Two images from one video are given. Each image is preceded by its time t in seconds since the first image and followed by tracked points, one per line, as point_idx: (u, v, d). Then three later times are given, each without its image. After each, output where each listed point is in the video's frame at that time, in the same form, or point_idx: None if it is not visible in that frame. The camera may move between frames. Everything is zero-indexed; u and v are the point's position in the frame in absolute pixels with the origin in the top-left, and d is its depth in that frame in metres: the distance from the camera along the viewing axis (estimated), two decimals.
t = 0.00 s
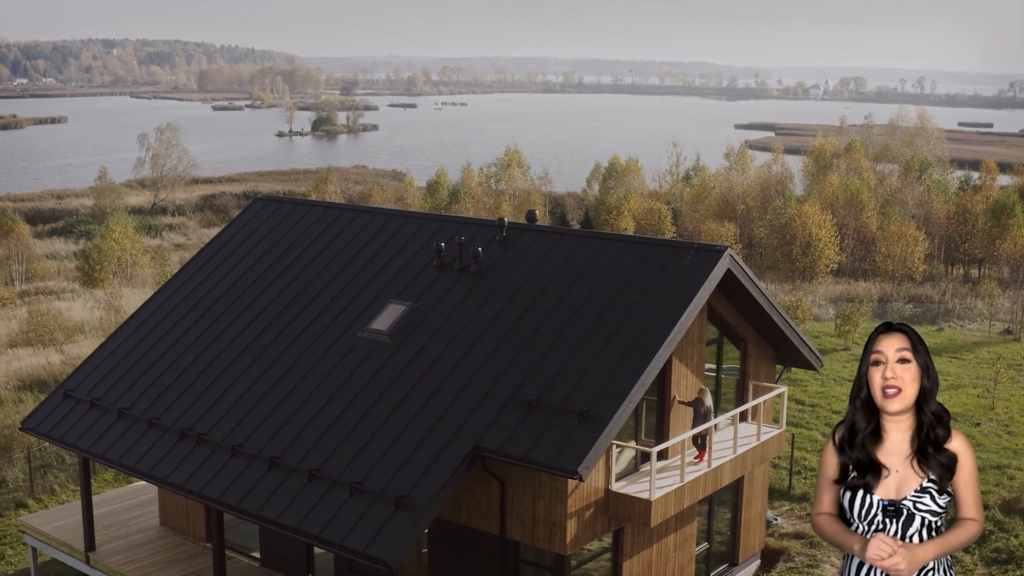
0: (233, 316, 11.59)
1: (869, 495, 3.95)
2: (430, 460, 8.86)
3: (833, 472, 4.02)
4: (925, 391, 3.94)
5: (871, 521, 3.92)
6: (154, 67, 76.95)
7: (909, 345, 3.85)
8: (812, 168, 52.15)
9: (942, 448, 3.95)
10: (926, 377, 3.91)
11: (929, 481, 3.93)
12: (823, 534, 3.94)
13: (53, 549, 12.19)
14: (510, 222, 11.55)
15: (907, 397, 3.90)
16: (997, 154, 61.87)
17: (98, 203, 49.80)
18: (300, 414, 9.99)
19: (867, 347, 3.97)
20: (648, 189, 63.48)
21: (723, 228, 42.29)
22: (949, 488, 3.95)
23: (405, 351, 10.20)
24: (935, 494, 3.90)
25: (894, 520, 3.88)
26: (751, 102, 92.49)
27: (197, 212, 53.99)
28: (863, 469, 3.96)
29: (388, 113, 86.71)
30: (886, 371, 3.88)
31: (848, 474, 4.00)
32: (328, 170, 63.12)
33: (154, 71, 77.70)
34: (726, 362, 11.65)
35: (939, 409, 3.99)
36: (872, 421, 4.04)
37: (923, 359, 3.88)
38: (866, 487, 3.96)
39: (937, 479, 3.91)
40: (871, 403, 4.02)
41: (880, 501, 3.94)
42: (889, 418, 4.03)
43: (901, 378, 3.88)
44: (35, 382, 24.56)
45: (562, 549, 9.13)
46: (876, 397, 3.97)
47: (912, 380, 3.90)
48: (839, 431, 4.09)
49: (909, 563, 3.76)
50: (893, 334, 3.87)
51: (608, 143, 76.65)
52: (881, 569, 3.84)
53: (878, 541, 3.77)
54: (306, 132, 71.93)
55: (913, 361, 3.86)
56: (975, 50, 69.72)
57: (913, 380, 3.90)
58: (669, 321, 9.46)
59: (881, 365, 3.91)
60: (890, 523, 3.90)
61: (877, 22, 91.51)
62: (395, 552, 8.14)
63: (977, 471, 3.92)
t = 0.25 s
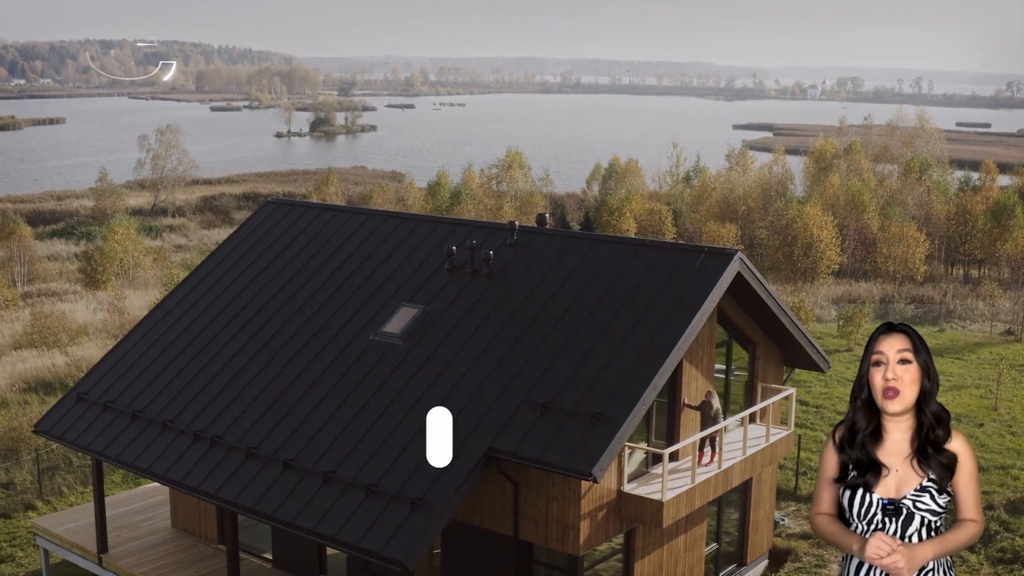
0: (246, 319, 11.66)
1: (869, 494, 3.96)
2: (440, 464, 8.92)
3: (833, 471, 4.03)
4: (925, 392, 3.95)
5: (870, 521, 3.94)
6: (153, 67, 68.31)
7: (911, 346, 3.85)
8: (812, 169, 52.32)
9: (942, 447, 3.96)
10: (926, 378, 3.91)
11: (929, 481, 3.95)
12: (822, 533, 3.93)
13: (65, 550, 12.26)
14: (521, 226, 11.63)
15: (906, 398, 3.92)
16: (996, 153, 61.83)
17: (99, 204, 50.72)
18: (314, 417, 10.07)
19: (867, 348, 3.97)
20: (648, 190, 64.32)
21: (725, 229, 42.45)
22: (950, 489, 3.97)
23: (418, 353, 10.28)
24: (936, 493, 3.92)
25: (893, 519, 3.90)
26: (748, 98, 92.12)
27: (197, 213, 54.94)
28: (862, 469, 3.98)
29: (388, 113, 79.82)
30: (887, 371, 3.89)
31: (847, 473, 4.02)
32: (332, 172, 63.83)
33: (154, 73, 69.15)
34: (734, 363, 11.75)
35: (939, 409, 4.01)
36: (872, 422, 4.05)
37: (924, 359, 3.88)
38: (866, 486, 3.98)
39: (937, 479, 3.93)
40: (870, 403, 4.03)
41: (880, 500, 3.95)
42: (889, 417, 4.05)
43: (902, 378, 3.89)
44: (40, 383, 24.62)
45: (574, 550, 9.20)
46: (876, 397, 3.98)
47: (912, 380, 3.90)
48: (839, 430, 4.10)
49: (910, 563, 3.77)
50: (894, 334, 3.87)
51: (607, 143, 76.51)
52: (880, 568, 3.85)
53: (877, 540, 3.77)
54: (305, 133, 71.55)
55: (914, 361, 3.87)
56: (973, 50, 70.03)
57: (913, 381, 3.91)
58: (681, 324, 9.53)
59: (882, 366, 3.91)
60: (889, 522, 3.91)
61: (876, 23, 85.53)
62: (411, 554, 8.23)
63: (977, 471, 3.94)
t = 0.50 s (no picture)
0: (256, 322, 11.72)
1: (870, 493, 4.20)
2: (452, 464, 8.92)
3: (833, 471, 4.27)
4: (925, 392, 4.15)
5: (871, 519, 4.17)
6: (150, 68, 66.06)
7: (910, 346, 4.05)
8: (813, 170, 52.39)
9: (942, 447, 4.17)
10: (926, 378, 4.12)
11: (930, 480, 4.16)
12: (824, 533, 4.18)
13: (76, 552, 12.31)
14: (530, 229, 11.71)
15: (907, 399, 4.12)
16: (995, 152, 61.84)
17: (99, 206, 51.23)
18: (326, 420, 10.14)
19: (868, 349, 4.18)
20: (649, 190, 64.62)
21: (726, 231, 42.43)
22: (950, 488, 4.18)
23: (429, 355, 10.35)
24: (936, 492, 4.14)
25: (893, 518, 4.14)
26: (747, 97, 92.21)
27: (197, 214, 55.26)
28: (863, 468, 4.20)
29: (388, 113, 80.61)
30: (886, 371, 4.10)
31: (847, 472, 4.25)
32: (335, 174, 64.49)
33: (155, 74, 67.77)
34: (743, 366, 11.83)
35: (939, 410, 4.21)
36: (872, 423, 4.27)
37: (924, 360, 4.08)
38: (867, 485, 4.20)
39: (937, 478, 4.15)
40: (871, 404, 4.25)
41: (880, 499, 4.19)
42: (890, 418, 4.26)
43: (902, 379, 4.09)
44: (44, 386, 24.55)
45: (587, 551, 9.29)
46: (877, 398, 4.19)
47: (912, 382, 4.10)
48: (841, 430, 4.32)
49: (911, 561, 4.00)
50: (895, 337, 4.07)
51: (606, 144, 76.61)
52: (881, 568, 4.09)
53: (878, 540, 4.01)
54: (303, 133, 71.66)
55: (914, 362, 4.07)
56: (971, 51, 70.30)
57: (914, 382, 4.11)
58: (692, 327, 9.61)
59: (882, 367, 4.12)
60: (890, 522, 4.15)
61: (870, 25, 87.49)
62: (426, 555, 8.36)
63: (976, 471, 4.15)
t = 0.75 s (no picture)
0: (267, 325, 11.79)
1: (870, 493, 4.10)
2: (470, 464, 9.02)
3: (833, 470, 4.16)
4: (922, 392, 4.06)
5: (872, 520, 4.08)
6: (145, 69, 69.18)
7: (907, 346, 3.97)
8: (814, 171, 52.41)
9: (941, 447, 4.08)
10: (924, 378, 4.03)
11: (928, 480, 4.09)
12: (824, 533, 4.05)
13: (89, 553, 12.36)
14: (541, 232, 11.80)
15: (905, 398, 4.02)
16: (994, 152, 61.98)
17: (100, 207, 50.46)
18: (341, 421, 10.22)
19: (866, 348, 4.09)
20: (648, 190, 64.56)
21: (727, 231, 42.53)
22: (949, 487, 4.11)
23: (442, 357, 10.43)
24: (937, 491, 4.06)
25: (894, 517, 4.05)
26: (743, 96, 92.60)
27: (197, 215, 55.21)
28: (864, 467, 4.11)
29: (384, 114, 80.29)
30: (883, 371, 4.01)
31: (848, 471, 4.15)
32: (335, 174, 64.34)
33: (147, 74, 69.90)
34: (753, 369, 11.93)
35: (937, 409, 4.12)
36: (871, 420, 4.18)
37: (921, 360, 3.99)
38: (867, 484, 4.11)
39: (937, 477, 4.07)
40: (867, 403, 4.16)
41: (880, 499, 4.09)
42: (889, 417, 4.17)
43: (897, 378, 4.00)
44: (50, 387, 24.60)
45: (601, 550, 9.37)
46: (874, 397, 4.10)
47: (909, 381, 4.01)
48: (840, 428, 4.22)
49: (914, 562, 3.92)
50: (892, 335, 3.99)
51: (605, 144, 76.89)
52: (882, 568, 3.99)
53: (879, 540, 3.90)
54: (301, 134, 71.50)
55: (909, 362, 3.98)
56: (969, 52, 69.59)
57: (911, 382, 4.01)
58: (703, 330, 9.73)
59: (879, 367, 4.03)
60: (891, 522, 4.06)
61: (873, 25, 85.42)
62: (443, 555, 8.44)
63: (976, 471, 4.08)
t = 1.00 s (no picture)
0: (279, 327, 11.86)
1: (871, 492, 4.30)
2: (484, 464, 9.10)
3: (835, 469, 4.35)
4: (920, 395, 4.27)
5: (873, 519, 4.28)
6: (144, 69, 69.09)
7: (905, 349, 4.16)
8: (815, 172, 52.42)
9: (940, 447, 4.27)
10: (922, 380, 4.23)
11: (929, 479, 4.28)
12: (828, 532, 4.27)
13: (100, 554, 12.41)
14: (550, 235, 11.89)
15: (903, 400, 4.22)
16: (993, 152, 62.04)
17: (101, 207, 51.03)
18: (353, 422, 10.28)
19: (866, 352, 4.28)
20: (649, 191, 64.53)
21: (729, 232, 42.61)
22: (948, 487, 4.29)
23: (454, 359, 10.51)
24: (936, 490, 4.26)
25: (895, 516, 4.25)
26: (741, 96, 92.69)
27: (197, 216, 55.18)
28: (864, 467, 4.31)
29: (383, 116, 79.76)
30: (883, 374, 4.21)
31: (850, 471, 4.35)
32: (335, 176, 64.03)
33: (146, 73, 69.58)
34: (760, 371, 12.00)
35: (935, 411, 4.31)
36: (872, 421, 4.37)
37: (920, 362, 4.19)
38: (867, 482, 4.31)
39: (937, 477, 4.26)
40: (869, 404, 4.36)
41: (881, 498, 4.30)
42: (889, 418, 4.35)
43: (896, 381, 4.20)
44: (54, 388, 24.63)
45: (613, 550, 9.43)
46: (874, 399, 4.30)
47: (907, 382, 4.21)
48: (842, 429, 4.42)
49: (915, 560, 4.12)
50: (890, 339, 4.19)
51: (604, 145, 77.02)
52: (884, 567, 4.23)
53: (881, 538, 4.14)
54: (300, 134, 71.18)
55: (908, 365, 4.17)
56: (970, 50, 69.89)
57: (909, 383, 4.21)
58: (715, 333, 9.82)
59: (878, 369, 4.23)
60: (891, 519, 4.27)
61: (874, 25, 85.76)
62: (458, 555, 8.50)
63: (974, 470, 4.26)
